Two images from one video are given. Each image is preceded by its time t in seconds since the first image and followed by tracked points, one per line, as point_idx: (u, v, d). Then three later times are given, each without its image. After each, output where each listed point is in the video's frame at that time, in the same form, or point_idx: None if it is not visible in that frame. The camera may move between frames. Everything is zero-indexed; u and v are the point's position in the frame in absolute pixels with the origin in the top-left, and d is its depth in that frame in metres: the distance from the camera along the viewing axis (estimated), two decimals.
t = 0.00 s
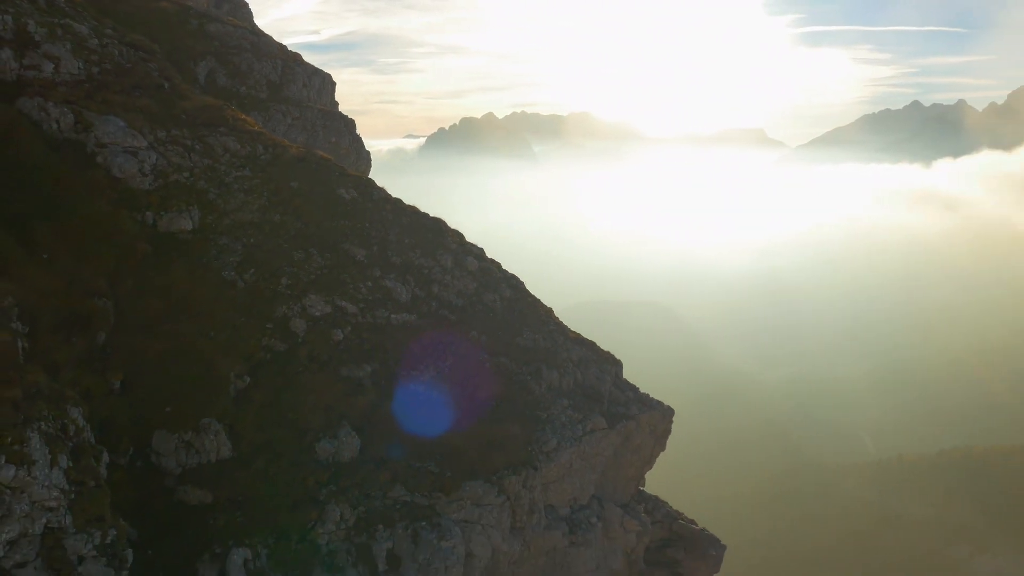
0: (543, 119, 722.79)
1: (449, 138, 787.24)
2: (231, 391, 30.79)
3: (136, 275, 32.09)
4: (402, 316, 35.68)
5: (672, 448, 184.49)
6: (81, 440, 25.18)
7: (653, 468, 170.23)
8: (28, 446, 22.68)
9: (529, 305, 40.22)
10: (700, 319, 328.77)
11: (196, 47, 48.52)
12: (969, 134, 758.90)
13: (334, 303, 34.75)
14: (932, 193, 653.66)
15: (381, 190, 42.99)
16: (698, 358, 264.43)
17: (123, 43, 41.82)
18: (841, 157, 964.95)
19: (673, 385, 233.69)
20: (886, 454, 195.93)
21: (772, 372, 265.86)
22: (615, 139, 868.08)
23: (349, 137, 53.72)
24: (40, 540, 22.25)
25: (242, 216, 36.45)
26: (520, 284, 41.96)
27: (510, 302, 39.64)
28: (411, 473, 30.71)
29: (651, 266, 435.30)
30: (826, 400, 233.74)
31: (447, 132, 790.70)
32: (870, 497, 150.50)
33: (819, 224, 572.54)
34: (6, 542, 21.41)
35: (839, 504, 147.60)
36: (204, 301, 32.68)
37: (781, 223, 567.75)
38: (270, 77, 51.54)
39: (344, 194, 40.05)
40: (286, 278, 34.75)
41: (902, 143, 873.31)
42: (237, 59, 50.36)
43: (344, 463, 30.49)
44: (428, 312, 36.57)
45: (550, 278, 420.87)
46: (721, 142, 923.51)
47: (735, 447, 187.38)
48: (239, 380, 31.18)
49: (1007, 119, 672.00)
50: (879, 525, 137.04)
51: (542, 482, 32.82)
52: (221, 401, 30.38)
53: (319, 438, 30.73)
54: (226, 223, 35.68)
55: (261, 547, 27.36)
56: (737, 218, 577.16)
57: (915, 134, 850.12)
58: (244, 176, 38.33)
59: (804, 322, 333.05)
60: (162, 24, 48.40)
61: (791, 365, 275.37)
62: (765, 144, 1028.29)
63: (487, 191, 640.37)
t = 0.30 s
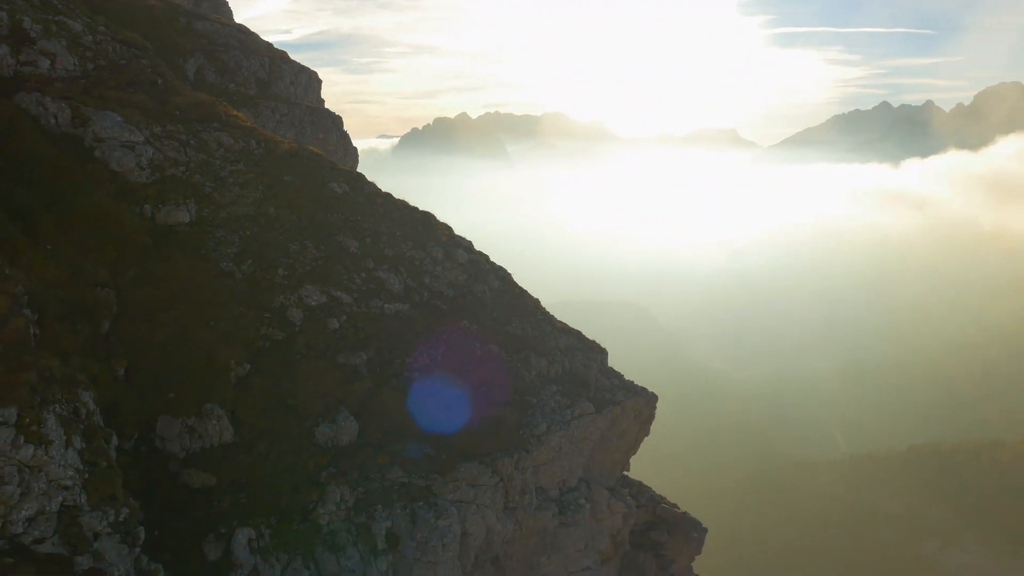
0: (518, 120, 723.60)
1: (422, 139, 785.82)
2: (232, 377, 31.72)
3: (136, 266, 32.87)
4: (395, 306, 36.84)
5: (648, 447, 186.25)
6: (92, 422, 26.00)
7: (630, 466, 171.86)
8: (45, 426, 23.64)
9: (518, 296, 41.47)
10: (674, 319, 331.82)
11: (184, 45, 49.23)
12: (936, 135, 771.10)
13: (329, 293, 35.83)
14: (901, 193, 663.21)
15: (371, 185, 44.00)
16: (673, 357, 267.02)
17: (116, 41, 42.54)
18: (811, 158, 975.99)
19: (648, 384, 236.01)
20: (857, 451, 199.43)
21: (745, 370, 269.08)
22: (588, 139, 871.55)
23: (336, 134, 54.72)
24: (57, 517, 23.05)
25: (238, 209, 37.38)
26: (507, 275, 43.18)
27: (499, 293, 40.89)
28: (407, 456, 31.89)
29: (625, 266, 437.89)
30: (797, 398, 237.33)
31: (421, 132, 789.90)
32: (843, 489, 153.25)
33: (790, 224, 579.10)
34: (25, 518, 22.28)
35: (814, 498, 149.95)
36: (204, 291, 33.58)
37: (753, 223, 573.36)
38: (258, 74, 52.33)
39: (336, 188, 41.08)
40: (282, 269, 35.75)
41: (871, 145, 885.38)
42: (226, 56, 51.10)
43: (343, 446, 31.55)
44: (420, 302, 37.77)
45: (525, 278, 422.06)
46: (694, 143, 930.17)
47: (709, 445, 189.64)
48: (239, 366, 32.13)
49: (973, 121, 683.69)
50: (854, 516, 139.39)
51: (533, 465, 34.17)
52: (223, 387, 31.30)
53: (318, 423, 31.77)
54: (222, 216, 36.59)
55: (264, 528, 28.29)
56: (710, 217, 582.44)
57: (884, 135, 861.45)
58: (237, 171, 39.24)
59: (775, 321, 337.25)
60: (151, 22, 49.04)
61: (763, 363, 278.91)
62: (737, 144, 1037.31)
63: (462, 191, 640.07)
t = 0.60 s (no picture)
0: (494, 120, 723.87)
1: (399, 139, 784.13)
2: (231, 364, 32.52)
3: (135, 257, 33.57)
4: (387, 297, 37.78)
5: (627, 447, 187.65)
6: (97, 405, 26.68)
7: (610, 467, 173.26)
8: (55, 408, 24.40)
9: (505, 286, 42.53)
10: (650, 319, 334.27)
11: (173, 41, 49.75)
12: (908, 136, 780.67)
13: (324, 284, 36.74)
14: (874, 192, 670.74)
15: (360, 180, 44.77)
16: (650, 356, 269.02)
17: (107, 36, 42.96)
18: (786, 158, 984.45)
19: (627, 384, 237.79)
20: (831, 448, 202.21)
21: (722, 369, 271.77)
22: (564, 139, 874.03)
23: (324, 130, 55.48)
24: (67, 496, 23.77)
25: (231, 203, 38.18)
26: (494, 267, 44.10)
27: (488, 284, 41.81)
28: (405, 441, 32.88)
29: (601, 266, 440.49)
30: (772, 396, 240.07)
31: (397, 133, 788.09)
32: (818, 484, 155.44)
33: (765, 224, 584.17)
34: (37, 497, 22.99)
35: (791, 494, 151.82)
36: (200, 283, 34.32)
37: (728, 223, 577.71)
38: (247, 71, 52.88)
39: (327, 181, 41.92)
40: (279, 261, 36.54)
41: (844, 145, 895.18)
42: (214, 52, 51.60)
43: (340, 431, 32.47)
44: (412, 292, 38.72)
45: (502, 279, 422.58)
46: (669, 142, 935.16)
47: (686, 444, 191.42)
48: (238, 355, 32.94)
49: (944, 122, 693.00)
50: (829, 509, 141.29)
51: (523, 449, 35.29)
52: (221, 374, 32.08)
53: (314, 410, 32.66)
54: (216, 209, 37.38)
55: (264, 511, 29.17)
56: (685, 218, 586.10)
57: (857, 136, 870.70)
58: (230, 165, 39.96)
59: (750, 319, 340.49)
60: (140, 19, 49.54)
61: (740, 362, 281.69)
62: (712, 144, 1044.90)
63: (439, 192, 639.24)
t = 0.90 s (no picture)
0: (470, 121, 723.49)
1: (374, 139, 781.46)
2: (226, 351, 33.36)
3: (131, 246, 34.22)
4: (377, 286, 38.82)
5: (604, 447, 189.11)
6: (100, 389, 27.39)
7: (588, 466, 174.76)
8: (62, 388, 25.24)
9: (492, 277, 43.70)
10: (625, 319, 336.36)
11: (160, 38, 50.31)
12: (878, 137, 790.79)
13: (316, 273, 37.69)
14: (844, 192, 678.82)
15: (348, 173, 45.66)
16: (626, 356, 270.93)
17: (96, 30, 43.41)
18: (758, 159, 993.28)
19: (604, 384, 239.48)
20: (804, 445, 205.14)
21: (697, 369, 274.20)
22: (540, 139, 875.76)
23: (309, 125, 56.37)
24: (75, 474, 24.53)
25: (222, 193, 38.94)
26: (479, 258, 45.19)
27: (474, 274, 42.99)
28: (396, 424, 33.92)
29: (577, 266, 442.33)
30: (747, 395, 242.77)
31: (373, 133, 785.55)
32: (791, 481, 157.75)
33: (738, 224, 589.29)
34: (47, 474, 23.69)
35: (766, 492, 153.96)
36: (195, 271, 35.08)
37: (703, 224, 581.99)
38: (233, 67, 53.54)
39: (317, 173, 42.84)
40: (271, 252, 37.40)
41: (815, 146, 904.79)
42: (201, 48, 52.20)
43: (334, 415, 33.43)
44: (401, 282, 39.75)
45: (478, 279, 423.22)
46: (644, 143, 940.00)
47: (663, 443, 193.13)
48: (233, 342, 33.75)
49: (913, 124, 702.88)
50: (804, 505, 143.46)
51: (510, 431, 36.47)
52: (217, 360, 32.92)
53: (307, 394, 33.60)
54: (208, 200, 38.09)
55: (261, 491, 30.02)
56: (660, 218, 589.60)
57: (828, 136, 880.11)
58: (221, 158, 40.71)
59: (724, 319, 343.62)
60: (128, 14, 50.01)
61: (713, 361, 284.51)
62: (686, 145, 1051.60)
63: (414, 193, 637.69)
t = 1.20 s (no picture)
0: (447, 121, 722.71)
1: (350, 139, 779.04)
2: (221, 338, 34.03)
3: (125, 236, 34.85)
4: (366, 276, 39.59)
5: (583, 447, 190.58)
6: (100, 374, 27.98)
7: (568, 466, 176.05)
8: (67, 371, 26.13)
9: (478, 268, 44.68)
10: (601, 318, 338.42)
11: (148, 33, 50.72)
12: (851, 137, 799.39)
13: (308, 263, 38.46)
14: (818, 192, 685.98)
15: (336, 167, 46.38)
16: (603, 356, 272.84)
17: (86, 25, 43.79)
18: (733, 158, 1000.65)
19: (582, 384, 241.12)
20: (779, 443, 207.71)
21: (674, 368, 276.49)
22: (516, 139, 876.78)
23: (295, 120, 57.06)
24: (79, 454, 25.15)
25: (214, 186, 39.55)
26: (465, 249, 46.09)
27: (461, 265, 43.92)
28: (387, 409, 34.77)
29: (555, 266, 444.18)
30: (724, 394, 245.28)
31: (349, 133, 783.00)
32: (768, 479, 159.84)
33: (713, 224, 593.99)
34: (52, 455, 24.29)
35: (743, 490, 155.80)
36: (189, 261, 35.73)
37: (679, 223, 586.06)
38: (219, 62, 54.02)
39: (306, 166, 43.55)
40: (263, 243, 38.11)
41: (789, 146, 913.42)
42: (188, 43, 52.61)
43: (327, 400, 34.23)
44: (391, 272, 40.63)
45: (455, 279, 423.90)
46: (620, 143, 943.93)
47: (641, 442, 194.81)
48: (227, 329, 34.44)
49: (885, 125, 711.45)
50: (781, 504, 145.43)
51: (497, 417, 37.44)
52: (213, 347, 33.54)
53: (301, 380, 34.35)
54: (200, 192, 38.73)
55: (257, 475, 30.73)
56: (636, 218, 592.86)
57: (802, 137, 888.32)
58: (212, 151, 41.30)
59: (700, 318, 346.71)
60: (115, 9, 50.35)
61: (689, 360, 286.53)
62: (661, 144, 1057.10)
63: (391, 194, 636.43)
